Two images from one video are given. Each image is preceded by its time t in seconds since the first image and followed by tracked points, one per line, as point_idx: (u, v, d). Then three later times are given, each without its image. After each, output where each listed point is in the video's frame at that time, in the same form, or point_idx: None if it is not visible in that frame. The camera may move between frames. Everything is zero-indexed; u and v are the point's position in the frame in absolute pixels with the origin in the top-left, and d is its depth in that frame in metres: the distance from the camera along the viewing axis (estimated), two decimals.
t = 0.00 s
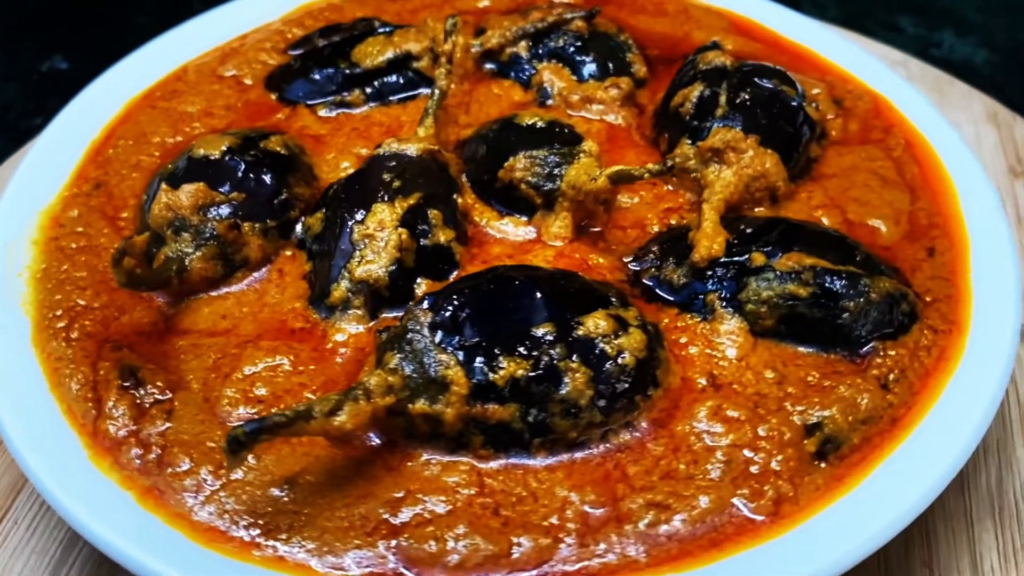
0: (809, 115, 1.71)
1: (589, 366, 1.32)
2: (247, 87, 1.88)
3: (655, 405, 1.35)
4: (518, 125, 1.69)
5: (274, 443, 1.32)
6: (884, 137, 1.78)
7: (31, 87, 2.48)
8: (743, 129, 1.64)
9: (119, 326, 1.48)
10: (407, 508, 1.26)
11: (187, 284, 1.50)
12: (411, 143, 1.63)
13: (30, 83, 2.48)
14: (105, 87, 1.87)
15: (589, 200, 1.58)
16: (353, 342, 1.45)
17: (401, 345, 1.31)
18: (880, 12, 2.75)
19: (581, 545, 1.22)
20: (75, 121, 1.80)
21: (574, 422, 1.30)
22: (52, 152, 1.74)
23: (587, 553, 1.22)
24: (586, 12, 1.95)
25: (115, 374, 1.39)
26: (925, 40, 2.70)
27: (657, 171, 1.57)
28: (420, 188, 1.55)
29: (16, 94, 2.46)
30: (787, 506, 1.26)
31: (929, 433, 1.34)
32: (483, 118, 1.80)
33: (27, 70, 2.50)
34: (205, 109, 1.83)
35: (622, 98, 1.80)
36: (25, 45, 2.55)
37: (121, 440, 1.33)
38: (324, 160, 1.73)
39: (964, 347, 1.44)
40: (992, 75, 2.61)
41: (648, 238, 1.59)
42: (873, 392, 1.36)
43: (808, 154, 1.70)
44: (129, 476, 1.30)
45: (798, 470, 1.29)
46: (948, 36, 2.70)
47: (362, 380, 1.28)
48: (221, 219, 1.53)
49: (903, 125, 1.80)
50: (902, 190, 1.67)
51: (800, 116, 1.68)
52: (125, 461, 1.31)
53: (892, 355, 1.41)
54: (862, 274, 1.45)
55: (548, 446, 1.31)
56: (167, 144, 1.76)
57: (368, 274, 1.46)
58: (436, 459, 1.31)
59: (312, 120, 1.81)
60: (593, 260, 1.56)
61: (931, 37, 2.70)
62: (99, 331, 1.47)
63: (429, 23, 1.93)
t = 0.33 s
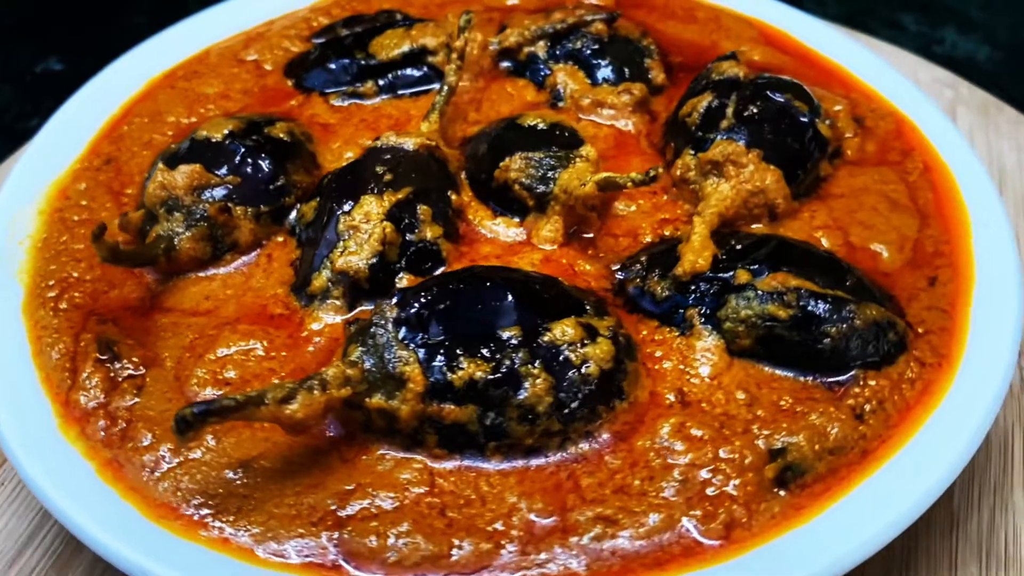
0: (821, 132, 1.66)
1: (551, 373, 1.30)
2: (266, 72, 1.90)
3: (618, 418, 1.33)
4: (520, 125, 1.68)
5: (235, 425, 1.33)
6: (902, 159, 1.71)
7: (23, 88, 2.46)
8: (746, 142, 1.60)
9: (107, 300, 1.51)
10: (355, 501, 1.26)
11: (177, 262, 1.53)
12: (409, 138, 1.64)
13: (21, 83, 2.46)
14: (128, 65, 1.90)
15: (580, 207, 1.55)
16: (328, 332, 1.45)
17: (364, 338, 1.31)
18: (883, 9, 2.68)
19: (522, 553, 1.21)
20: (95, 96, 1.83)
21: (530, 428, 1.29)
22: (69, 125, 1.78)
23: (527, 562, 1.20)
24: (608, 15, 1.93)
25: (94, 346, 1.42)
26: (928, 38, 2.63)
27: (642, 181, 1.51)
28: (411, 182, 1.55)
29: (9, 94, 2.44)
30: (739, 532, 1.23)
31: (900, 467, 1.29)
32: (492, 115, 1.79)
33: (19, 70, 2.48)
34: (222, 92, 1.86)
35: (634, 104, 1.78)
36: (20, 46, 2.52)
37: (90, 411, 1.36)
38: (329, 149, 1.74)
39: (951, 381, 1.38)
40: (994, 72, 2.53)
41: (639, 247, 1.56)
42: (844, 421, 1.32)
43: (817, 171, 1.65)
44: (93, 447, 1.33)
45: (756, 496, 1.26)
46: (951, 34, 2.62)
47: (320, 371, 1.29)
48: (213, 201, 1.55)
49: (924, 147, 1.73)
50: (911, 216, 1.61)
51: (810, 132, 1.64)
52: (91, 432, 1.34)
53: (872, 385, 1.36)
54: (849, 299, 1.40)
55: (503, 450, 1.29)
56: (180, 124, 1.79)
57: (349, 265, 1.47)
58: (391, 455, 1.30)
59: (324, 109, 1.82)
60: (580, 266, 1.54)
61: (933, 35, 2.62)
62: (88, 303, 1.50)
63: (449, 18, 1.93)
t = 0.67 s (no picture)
0: (832, 151, 1.61)
1: (512, 378, 1.29)
2: (288, 59, 1.92)
3: (579, 429, 1.31)
4: (524, 126, 1.66)
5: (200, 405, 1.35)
6: (917, 185, 1.65)
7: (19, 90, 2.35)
8: (749, 157, 1.56)
9: (99, 272, 1.54)
10: (306, 490, 1.26)
11: (171, 240, 1.54)
12: (411, 132, 1.63)
13: (19, 83, 2.36)
14: (155, 44, 1.94)
15: (573, 212, 1.53)
16: (306, 319, 1.46)
17: (330, 329, 1.32)
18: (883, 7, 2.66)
19: (461, 556, 1.20)
20: (119, 72, 1.87)
21: (485, 431, 1.28)
22: (90, 99, 1.82)
23: (465, 566, 1.19)
24: (633, 20, 1.90)
25: (79, 316, 1.45)
26: (929, 34, 2.59)
27: (626, 190, 1.47)
28: (404, 176, 1.55)
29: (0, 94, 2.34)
30: (685, 555, 1.20)
31: (864, 503, 1.24)
32: (502, 114, 1.78)
33: (16, 72, 2.38)
34: (243, 76, 1.88)
35: (646, 112, 1.75)
36: (20, 47, 2.43)
37: (65, 380, 1.39)
38: (337, 138, 1.74)
39: (932, 418, 1.33)
40: (997, 69, 2.49)
41: (629, 257, 1.53)
42: (810, 451, 1.28)
43: (824, 191, 1.60)
44: (63, 415, 1.36)
45: (707, 520, 1.22)
46: (953, 31, 2.59)
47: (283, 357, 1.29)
48: (212, 182, 1.57)
49: (943, 175, 1.67)
50: (917, 244, 1.55)
51: (819, 152, 1.59)
52: (64, 400, 1.37)
53: (847, 416, 1.32)
54: (833, 326, 1.36)
55: (457, 451, 1.28)
56: (197, 104, 1.81)
57: (332, 254, 1.47)
58: (347, 447, 1.30)
59: (339, 98, 1.83)
60: (567, 272, 1.52)
61: (936, 32, 2.59)
62: (81, 274, 1.53)
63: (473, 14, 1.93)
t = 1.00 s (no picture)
0: (841, 172, 1.56)
1: (473, 379, 1.27)
2: (314, 47, 1.93)
3: (539, 436, 1.29)
4: (529, 127, 1.64)
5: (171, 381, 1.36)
6: (931, 214, 1.59)
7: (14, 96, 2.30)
8: (751, 172, 1.51)
9: (98, 244, 1.57)
10: (260, 474, 1.26)
11: (169, 219, 1.57)
12: (414, 125, 1.63)
13: (15, 85, 2.31)
14: (185, 27, 1.97)
15: (565, 218, 1.51)
16: (288, 305, 1.47)
17: (299, 317, 1.32)
18: (886, 7, 2.66)
19: (401, 555, 1.19)
20: (147, 53, 1.91)
21: (441, 431, 1.26)
22: (116, 76, 1.86)
23: (403, 564, 1.18)
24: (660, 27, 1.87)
25: (69, 286, 1.48)
26: (933, 35, 2.59)
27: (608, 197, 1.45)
28: (399, 169, 1.54)
29: None
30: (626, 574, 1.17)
31: (821, 537, 1.19)
32: (515, 113, 1.77)
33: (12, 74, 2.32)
34: (267, 61, 1.90)
35: (659, 120, 1.72)
36: (20, 47, 2.38)
37: (47, 347, 1.42)
38: (347, 128, 1.75)
39: (908, 456, 1.28)
40: (998, 68, 2.50)
41: (619, 266, 1.50)
42: (771, 479, 1.23)
43: (830, 212, 1.55)
44: (40, 381, 1.39)
45: (655, 540, 1.19)
46: (955, 31, 2.59)
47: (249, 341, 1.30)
48: (213, 164, 1.59)
49: (962, 205, 1.60)
50: (921, 274, 1.49)
51: (827, 172, 1.54)
52: (43, 366, 1.40)
53: (818, 447, 1.27)
54: (813, 352, 1.30)
55: (412, 449, 1.27)
56: (218, 87, 1.84)
57: (317, 242, 1.48)
58: (306, 436, 1.30)
59: (356, 88, 1.84)
60: (553, 276, 1.50)
61: (939, 32, 2.59)
62: (81, 245, 1.57)
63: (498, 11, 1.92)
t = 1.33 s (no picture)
0: (848, 194, 1.50)
1: (433, 377, 1.26)
2: (341, 35, 1.95)
3: (497, 440, 1.28)
4: (534, 129, 1.62)
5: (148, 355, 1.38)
6: (941, 244, 1.52)
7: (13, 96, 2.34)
8: (750, 189, 1.47)
9: (101, 216, 1.60)
10: (218, 454, 1.27)
11: (170, 196, 1.59)
12: (418, 119, 1.62)
13: (12, 86, 2.36)
14: (218, 10, 2.01)
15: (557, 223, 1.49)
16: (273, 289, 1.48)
17: (271, 302, 1.32)
18: (889, 6, 2.75)
19: (340, 547, 1.19)
20: (178, 33, 1.95)
21: (397, 427, 1.26)
22: (144, 54, 1.90)
23: (341, 557, 1.18)
24: (687, 34, 1.83)
25: (65, 254, 1.52)
26: (936, 34, 2.68)
27: (589, 203, 1.47)
28: (397, 162, 1.54)
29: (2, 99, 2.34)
30: None
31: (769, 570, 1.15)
32: (529, 113, 1.75)
33: (8, 76, 2.37)
34: (294, 46, 1.92)
35: (672, 128, 1.68)
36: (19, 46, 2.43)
37: (38, 312, 1.46)
38: (360, 117, 1.76)
39: (873, 495, 1.23)
40: (1006, 68, 2.58)
41: (607, 275, 1.48)
42: (725, 504, 1.20)
43: (832, 235, 1.50)
44: (24, 345, 1.42)
45: (597, 555, 1.17)
46: (959, 30, 2.68)
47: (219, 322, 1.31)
48: (218, 144, 1.60)
49: (976, 237, 1.54)
50: (920, 307, 1.43)
51: (832, 193, 1.49)
52: (31, 331, 1.44)
53: (781, 475, 1.23)
54: (786, 378, 1.26)
55: (368, 443, 1.27)
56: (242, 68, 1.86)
57: (307, 230, 1.48)
58: (267, 419, 1.31)
59: (376, 79, 1.85)
60: (539, 281, 1.48)
61: (941, 31, 2.68)
62: (86, 216, 1.60)
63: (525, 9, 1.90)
